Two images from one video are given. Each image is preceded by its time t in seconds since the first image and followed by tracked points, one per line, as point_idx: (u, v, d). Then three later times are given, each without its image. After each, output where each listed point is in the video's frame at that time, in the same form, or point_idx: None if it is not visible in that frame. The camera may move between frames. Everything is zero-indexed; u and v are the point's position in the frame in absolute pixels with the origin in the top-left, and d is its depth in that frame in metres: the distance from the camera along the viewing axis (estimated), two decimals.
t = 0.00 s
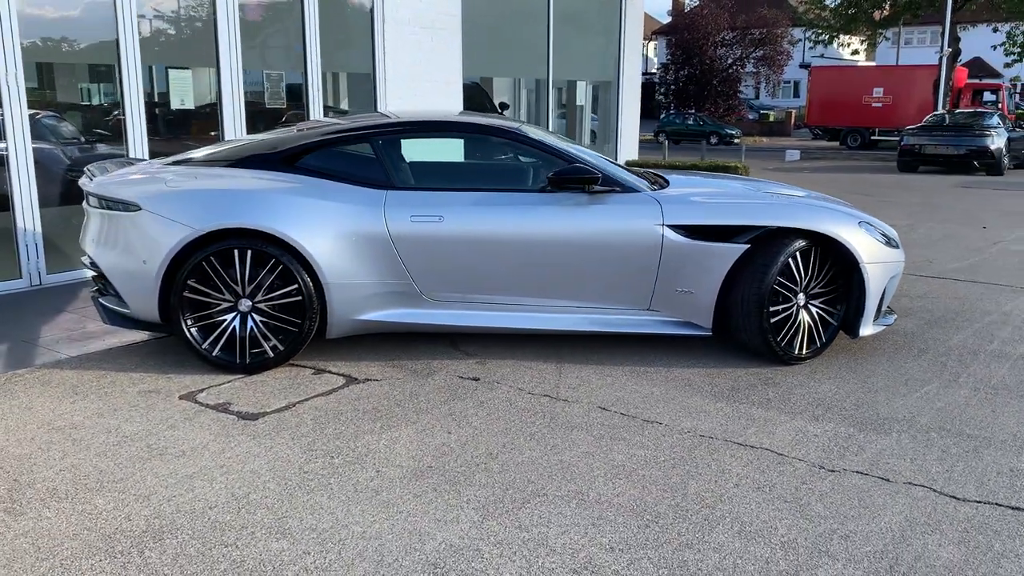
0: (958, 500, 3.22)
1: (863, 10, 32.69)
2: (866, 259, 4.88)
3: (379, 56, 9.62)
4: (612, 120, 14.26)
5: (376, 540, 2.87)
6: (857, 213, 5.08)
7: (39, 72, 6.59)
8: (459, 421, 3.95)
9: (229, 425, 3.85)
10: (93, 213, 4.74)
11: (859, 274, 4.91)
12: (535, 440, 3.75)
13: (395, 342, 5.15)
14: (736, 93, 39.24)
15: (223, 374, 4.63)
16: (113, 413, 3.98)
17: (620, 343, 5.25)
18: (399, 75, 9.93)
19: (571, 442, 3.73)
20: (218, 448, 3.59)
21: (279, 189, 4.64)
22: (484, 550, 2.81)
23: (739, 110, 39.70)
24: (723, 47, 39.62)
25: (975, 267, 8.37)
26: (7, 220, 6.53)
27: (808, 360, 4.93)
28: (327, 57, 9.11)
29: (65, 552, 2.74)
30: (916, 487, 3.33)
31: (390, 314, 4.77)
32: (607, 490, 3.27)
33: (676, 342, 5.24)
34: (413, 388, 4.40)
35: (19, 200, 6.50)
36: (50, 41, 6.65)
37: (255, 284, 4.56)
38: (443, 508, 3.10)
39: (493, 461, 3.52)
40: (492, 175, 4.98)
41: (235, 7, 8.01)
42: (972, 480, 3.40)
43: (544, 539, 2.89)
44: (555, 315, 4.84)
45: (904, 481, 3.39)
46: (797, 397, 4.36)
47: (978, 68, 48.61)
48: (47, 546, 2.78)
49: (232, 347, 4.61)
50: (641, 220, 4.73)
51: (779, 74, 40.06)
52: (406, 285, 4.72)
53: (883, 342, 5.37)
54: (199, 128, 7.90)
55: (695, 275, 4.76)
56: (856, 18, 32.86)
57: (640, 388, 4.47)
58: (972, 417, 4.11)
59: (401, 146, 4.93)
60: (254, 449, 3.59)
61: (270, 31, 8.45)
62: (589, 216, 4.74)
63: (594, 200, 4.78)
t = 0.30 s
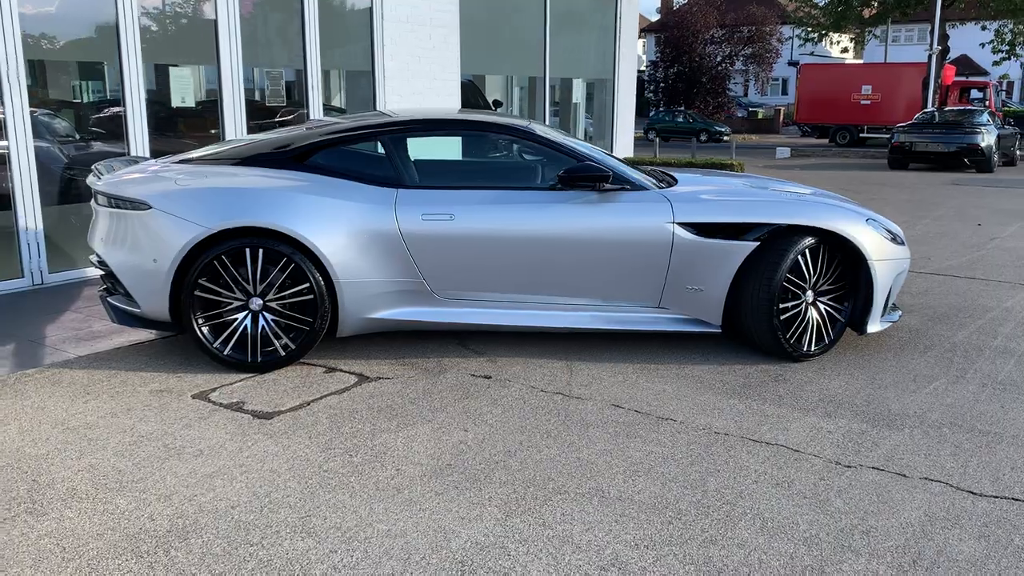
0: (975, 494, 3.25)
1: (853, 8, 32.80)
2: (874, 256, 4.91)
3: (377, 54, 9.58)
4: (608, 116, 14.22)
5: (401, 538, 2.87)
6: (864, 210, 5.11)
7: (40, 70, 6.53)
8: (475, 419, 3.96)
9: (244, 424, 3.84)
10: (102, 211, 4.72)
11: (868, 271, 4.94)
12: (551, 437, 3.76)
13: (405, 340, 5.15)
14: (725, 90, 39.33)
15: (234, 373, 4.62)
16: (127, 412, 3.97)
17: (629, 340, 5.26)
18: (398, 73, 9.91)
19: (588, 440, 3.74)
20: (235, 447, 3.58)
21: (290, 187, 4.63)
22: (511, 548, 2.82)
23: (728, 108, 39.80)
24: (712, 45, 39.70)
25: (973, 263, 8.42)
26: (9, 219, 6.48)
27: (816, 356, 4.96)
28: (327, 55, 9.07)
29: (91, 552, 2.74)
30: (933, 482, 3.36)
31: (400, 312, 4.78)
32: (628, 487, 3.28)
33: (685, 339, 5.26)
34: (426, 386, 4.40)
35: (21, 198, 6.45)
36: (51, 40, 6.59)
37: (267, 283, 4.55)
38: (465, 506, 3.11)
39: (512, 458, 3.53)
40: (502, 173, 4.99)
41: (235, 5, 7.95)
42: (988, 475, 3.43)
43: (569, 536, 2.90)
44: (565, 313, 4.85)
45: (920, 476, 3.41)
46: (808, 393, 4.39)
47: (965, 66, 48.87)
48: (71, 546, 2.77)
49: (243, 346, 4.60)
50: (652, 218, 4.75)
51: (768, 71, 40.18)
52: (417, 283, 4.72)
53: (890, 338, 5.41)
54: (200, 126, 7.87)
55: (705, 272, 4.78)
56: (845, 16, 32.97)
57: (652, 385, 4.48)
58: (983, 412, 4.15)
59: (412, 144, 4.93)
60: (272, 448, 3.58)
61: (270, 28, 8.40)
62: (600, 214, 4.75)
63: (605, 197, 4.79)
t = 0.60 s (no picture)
0: (992, 485, 3.30)
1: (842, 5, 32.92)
2: (882, 251, 4.97)
3: (378, 51, 9.56)
4: (605, 115, 14.16)
5: (430, 532, 2.90)
6: (870, 205, 5.17)
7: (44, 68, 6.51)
8: (493, 414, 3.98)
9: (264, 420, 3.86)
10: (114, 209, 4.72)
11: (876, 266, 5.00)
12: (570, 431, 3.79)
13: (417, 337, 5.17)
14: (714, 87, 39.45)
15: (249, 370, 4.63)
16: (146, 409, 3.97)
17: (639, 335, 5.30)
18: (399, 71, 9.91)
19: (606, 434, 3.77)
20: (257, 443, 3.60)
21: (304, 184, 4.64)
22: (540, 540, 2.85)
23: (717, 105, 39.91)
24: (700, 42, 39.81)
25: (972, 258, 8.50)
26: (13, 216, 6.46)
27: (825, 351, 5.01)
28: (328, 51, 9.05)
29: (124, 548, 2.75)
30: (949, 473, 3.41)
31: (414, 308, 4.80)
32: (650, 481, 3.31)
33: (694, 335, 5.30)
34: (442, 382, 4.42)
35: (26, 196, 6.44)
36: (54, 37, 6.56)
37: (282, 280, 4.58)
38: (491, 500, 3.14)
39: (533, 453, 3.55)
40: (512, 170, 5.01)
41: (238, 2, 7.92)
42: (1002, 465, 3.48)
43: (596, 529, 2.94)
44: (577, 308, 4.89)
45: (936, 467, 3.46)
46: (820, 387, 4.44)
47: (953, 63, 49.18)
48: (104, 542, 2.79)
49: (258, 342, 4.63)
50: (663, 213, 4.79)
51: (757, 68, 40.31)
52: (430, 280, 4.75)
53: (896, 333, 5.47)
54: (203, 123, 7.85)
55: (715, 268, 4.83)
56: (835, 13, 33.10)
57: (665, 380, 4.52)
58: (993, 404, 4.21)
59: (423, 141, 4.95)
60: (294, 444, 3.60)
61: (271, 25, 8.37)
62: (611, 210, 4.78)
63: (616, 193, 4.83)
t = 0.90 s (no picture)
0: (996, 473, 3.37)
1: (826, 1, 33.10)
2: (881, 245, 5.03)
3: (373, 47, 9.51)
4: (595, 113, 14.11)
5: (450, 524, 2.93)
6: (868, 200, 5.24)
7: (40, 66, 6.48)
8: (503, 407, 4.02)
9: (276, 416, 3.88)
10: (119, 206, 4.71)
11: (875, 259, 5.06)
12: (581, 424, 3.83)
13: (422, 332, 5.19)
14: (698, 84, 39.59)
15: (257, 367, 4.64)
16: (156, 406, 3.98)
17: (642, 330, 5.35)
18: (392, 67, 9.83)
19: (617, 426, 3.81)
20: (271, 439, 3.61)
21: (309, 181, 4.65)
22: (560, 531, 2.90)
23: (701, 102, 40.06)
24: (684, 39, 39.93)
25: (962, 252, 8.60)
26: (11, 214, 6.43)
27: (825, 344, 5.08)
28: (323, 48, 9.01)
29: (147, 543, 2.77)
30: (954, 462, 3.48)
31: (420, 304, 4.83)
32: (663, 472, 3.36)
33: (696, 329, 5.35)
34: (450, 376, 4.45)
35: (22, 194, 6.43)
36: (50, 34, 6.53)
37: (289, 277, 4.60)
38: (508, 491, 3.17)
39: (546, 445, 3.59)
40: (516, 166, 5.04)
41: None
42: (1005, 454, 3.56)
43: (613, 519, 2.98)
44: (581, 303, 4.93)
45: (941, 456, 3.53)
46: (823, 379, 4.50)
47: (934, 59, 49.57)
48: (126, 537, 2.80)
49: (266, 339, 4.65)
50: (666, 209, 4.83)
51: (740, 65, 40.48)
52: (436, 275, 4.77)
53: (895, 326, 5.54)
54: (199, 120, 7.82)
55: (718, 262, 4.88)
56: (819, 10, 33.28)
57: (671, 373, 4.57)
58: (993, 394, 4.28)
59: (427, 137, 4.96)
60: (308, 439, 3.62)
61: (266, 21, 8.33)
62: (615, 205, 4.82)
63: (620, 189, 4.87)
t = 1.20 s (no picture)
0: (995, 463, 3.41)
1: None
2: (873, 239, 5.08)
3: (359, 43, 9.44)
4: (579, 109, 14.13)
5: (458, 521, 2.93)
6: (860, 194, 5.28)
7: (23, 63, 6.39)
8: (504, 404, 4.01)
9: (276, 415, 3.85)
10: (112, 204, 4.65)
11: (868, 253, 5.11)
12: (583, 420, 3.83)
13: (419, 330, 5.17)
14: (676, 79, 39.73)
15: (253, 366, 4.61)
16: (154, 406, 3.93)
17: (638, 325, 5.36)
18: (377, 63, 9.75)
19: (619, 422, 3.82)
20: (272, 438, 3.59)
21: (305, 177, 4.61)
22: (569, 526, 2.90)
23: (680, 98, 40.18)
24: (663, 35, 40.01)
25: (947, 245, 8.68)
26: None
27: (819, 337, 5.12)
28: (309, 43, 8.93)
29: (155, 544, 2.74)
30: (953, 453, 3.51)
31: (416, 301, 4.81)
32: (668, 466, 3.37)
33: (691, 323, 5.38)
34: (449, 373, 4.44)
35: (6, 193, 6.33)
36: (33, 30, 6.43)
37: (285, 275, 4.57)
38: (515, 488, 3.17)
39: (549, 441, 3.59)
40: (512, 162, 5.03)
41: None
42: (1003, 445, 3.60)
43: (621, 514, 2.98)
44: (577, 299, 4.93)
45: (940, 448, 3.57)
46: (819, 372, 4.54)
47: (910, 55, 50.07)
48: (133, 539, 2.77)
49: (262, 338, 4.62)
50: (662, 204, 4.84)
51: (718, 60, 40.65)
52: (433, 272, 4.76)
53: (886, 319, 5.60)
54: (184, 117, 7.74)
55: (713, 257, 4.90)
56: (797, 6, 33.47)
57: (668, 367, 4.59)
58: (987, 386, 4.34)
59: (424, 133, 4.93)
60: (310, 438, 3.60)
61: (252, 17, 8.25)
62: (611, 201, 4.83)
63: (616, 184, 4.88)
